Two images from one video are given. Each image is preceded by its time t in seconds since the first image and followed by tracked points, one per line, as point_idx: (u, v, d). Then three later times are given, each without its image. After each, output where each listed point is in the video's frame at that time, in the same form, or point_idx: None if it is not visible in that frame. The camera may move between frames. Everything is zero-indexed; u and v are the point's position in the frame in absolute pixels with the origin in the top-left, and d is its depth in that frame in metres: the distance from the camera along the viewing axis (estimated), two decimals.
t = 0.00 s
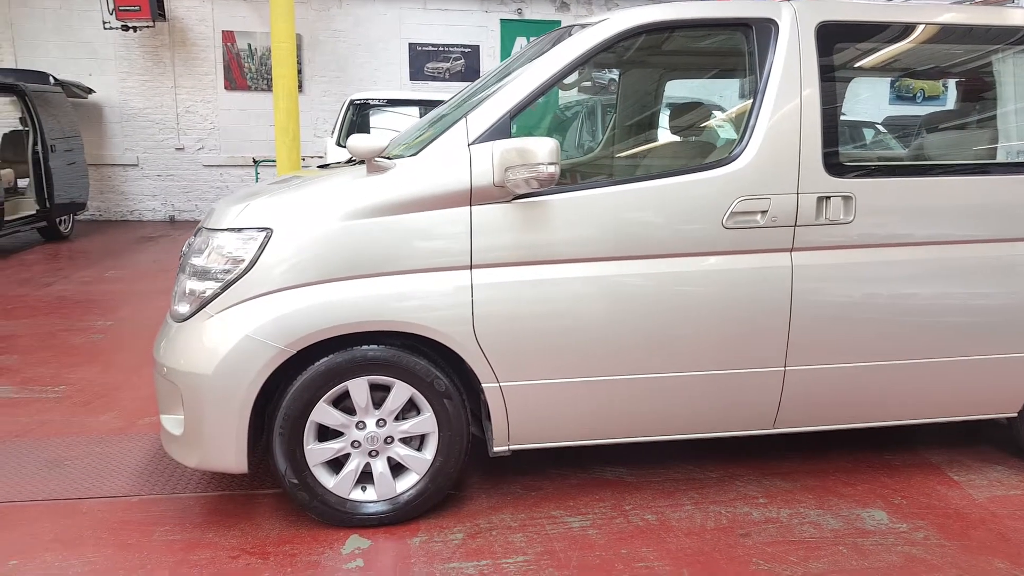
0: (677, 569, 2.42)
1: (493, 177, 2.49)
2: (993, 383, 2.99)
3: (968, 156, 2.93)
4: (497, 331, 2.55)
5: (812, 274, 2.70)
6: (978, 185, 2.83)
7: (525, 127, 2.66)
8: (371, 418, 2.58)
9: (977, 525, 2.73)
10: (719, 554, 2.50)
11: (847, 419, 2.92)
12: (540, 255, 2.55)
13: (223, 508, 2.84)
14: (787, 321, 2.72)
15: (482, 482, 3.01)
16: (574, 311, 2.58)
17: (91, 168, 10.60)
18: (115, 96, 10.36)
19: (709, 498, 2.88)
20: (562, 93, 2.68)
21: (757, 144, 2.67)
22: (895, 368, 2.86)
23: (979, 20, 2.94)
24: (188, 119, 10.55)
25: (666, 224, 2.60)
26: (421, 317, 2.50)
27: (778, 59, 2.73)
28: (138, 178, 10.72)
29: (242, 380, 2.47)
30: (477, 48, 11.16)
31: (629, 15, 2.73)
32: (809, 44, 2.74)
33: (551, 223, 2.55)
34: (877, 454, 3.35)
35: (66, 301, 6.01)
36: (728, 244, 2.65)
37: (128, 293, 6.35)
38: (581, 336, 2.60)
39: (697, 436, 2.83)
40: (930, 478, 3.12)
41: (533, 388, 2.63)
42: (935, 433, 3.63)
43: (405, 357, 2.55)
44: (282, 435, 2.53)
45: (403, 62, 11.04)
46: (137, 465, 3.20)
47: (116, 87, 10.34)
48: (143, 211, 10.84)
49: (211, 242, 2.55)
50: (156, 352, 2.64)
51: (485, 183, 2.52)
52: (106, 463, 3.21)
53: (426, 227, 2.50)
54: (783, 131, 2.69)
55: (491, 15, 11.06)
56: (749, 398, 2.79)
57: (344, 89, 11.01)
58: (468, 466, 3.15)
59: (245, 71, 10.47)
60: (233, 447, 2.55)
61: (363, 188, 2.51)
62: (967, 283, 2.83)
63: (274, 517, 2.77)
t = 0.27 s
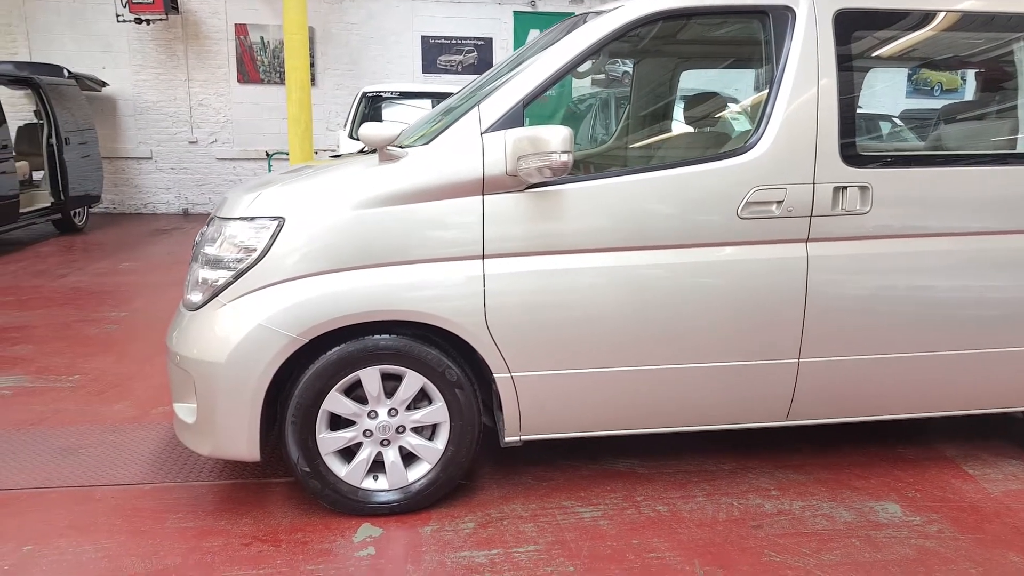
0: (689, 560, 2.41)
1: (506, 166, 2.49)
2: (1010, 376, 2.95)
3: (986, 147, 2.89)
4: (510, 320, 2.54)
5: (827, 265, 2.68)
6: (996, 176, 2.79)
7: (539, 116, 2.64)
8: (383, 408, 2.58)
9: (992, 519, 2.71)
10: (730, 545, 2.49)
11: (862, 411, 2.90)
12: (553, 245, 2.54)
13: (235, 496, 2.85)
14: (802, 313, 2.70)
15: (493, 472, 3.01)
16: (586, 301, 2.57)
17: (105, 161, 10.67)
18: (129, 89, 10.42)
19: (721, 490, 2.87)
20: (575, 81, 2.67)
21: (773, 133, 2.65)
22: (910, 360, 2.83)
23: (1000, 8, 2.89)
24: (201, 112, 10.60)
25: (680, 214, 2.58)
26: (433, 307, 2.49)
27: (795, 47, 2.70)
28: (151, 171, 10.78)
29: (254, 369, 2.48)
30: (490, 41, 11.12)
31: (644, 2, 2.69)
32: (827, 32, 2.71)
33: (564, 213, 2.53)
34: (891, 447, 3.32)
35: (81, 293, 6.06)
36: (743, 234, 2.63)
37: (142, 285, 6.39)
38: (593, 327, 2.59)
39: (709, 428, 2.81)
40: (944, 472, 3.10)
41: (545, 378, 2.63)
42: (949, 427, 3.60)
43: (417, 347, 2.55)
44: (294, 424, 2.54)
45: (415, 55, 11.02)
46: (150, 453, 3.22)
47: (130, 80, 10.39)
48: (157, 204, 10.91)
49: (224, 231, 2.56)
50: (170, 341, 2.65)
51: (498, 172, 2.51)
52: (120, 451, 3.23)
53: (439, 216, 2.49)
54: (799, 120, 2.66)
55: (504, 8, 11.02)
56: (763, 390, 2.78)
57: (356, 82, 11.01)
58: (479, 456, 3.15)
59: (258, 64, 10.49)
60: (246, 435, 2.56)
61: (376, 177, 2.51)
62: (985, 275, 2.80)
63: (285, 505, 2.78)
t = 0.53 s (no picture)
0: (695, 553, 2.40)
1: (515, 156, 2.47)
2: (1020, 372, 2.93)
3: (998, 142, 2.86)
4: (517, 312, 2.54)
5: (837, 260, 2.66)
6: (1009, 171, 2.76)
7: (547, 107, 2.63)
8: (389, 398, 2.58)
9: (1000, 516, 2.69)
10: (736, 539, 2.49)
11: (870, 407, 2.88)
12: (561, 236, 2.53)
13: (241, 485, 2.86)
14: (810, 307, 2.68)
15: (499, 464, 3.01)
16: (593, 293, 2.56)
17: (115, 151, 10.69)
18: (139, 79, 10.43)
19: (727, 484, 2.86)
20: (585, 72, 2.66)
21: (783, 127, 2.63)
22: (920, 355, 2.81)
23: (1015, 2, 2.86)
24: (210, 103, 10.61)
25: (689, 207, 2.57)
26: (440, 297, 2.49)
27: (807, 39, 2.67)
28: (161, 162, 10.80)
29: (261, 358, 2.48)
30: (500, 33, 11.09)
31: None
32: (839, 25, 2.68)
33: (572, 204, 2.52)
34: (898, 443, 3.31)
35: (89, 282, 6.08)
36: (752, 227, 2.61)
37: (150, 275, 6.41)
38: (600, 319, 2.58)
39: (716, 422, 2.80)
40: (952, 468, 3.08)
41: (552, 370, 2.62)
42: (957, 423, 3.58)
43: (424, 337, 2.54)
44: (301, 413, 2.54)
45: (425, 47, 10.99)
46: (157, 442, 3.23)
47: (140, 70, 10.41)
48: (165, 194, 10.94)
49: (232, 220, 2.56)
50: (177, 330, 2.65)
51: (506, 162, 2.50)
52: (127, 440, 3.24)
53: (447, 207, 2.49)
54: (809, 114, 2.64)
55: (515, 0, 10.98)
56: (770, 385, 2.76)
57: (366, 74, 11.00)
58: (485, 447, 3.15)
59: (268, 55, 10.49)
60: (252, 424, 2.57)
61: (384, 167, 2.50)
62: (995, 270, 2.77)
63: (291, 495, 2.79)
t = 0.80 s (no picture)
0: (700, 553, 2.40)
1: (520, 155, 2.48)
2: None
3: (1004, 141, 2.85)
4: (522, 311, 2.53)
5: (842, 260, 2.66)
6: (1015, 170, 2.76)
7: (553, 105, 2.63)
8: (394, 397, 2.58)
9: (1006, 516, 2.68)
10: (741, 539, 2.48)
11: (875, 407, 2.88)
12: (566, 235, 2.53)
13: (246, 484, 2.86)
14: (816, 307, 2.68)
15: (504, 463, 3.01)
16: (599, 292, 2.56)
17: (120, 149, 10.70)
18: (144, 77, 10.44)
19: (732, 484, 2.86)
20: (591, 71, 2.66)
21: (789, 126, 2.62)
22: (925, 355, 2.81)
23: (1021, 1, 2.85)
24: (215, 101, 10.62)
25: (695, 205, 2.56)
26: (445, 296, 2.49)
27: (813, 38, 2.66)
28: (166, 160, 10.81)
29: (267, 356, 2.48)
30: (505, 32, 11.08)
31: None
32: (845, 24, 2.68)
33: (578, 203, 2.52)
34: (903, 443, 3.30)
35: (94, 280, 6.09)
36: (758, 226, 2.61)
37: (155, 273, 6.42)
38: (606, 318, 2.58)
39: (721, 421, 2.80)
40: (957, 468, 3.07)
41: (558, 369, 2.62)
42: (962, 423, 3.57)
43: (429, 336, 2.54)
44: (306, 412, 2.54)
45: (429, 46, 10.99)
46: (161, 440, 3.24)
47: (145, 68, 10.42)
48: (170, 193, 10.95)
49: (237, 218, 2.56)
50: (183, 328, 2.65)
51: (512, 161, 2.50)
52: (132, 438, 3.25)
53: (453, 206, 2.49)
54: (815, 113, 2.64)
55: None
56: (775, 384, 2.76)
57: (370, 72, 11.00)
58: (490, 446, 3.15)
59: (273, 53, 10.49)
60: (257, 422, 2.57)
61: (390, 165, 2.50)
62: (1002, 270, 2.77)
63: (295, 493, 2.79)
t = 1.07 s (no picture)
0: (700, 551, 2.41)
1: (521, 154, 2.49)
2: None
3: (1004, 141, 2.85)
4: (524, 311, 2.54)
5: (842, 259, 2.66)
6: (1016, 170, 2.76)
7: (554, 104, 2.63)
8: (395, 396, 2.59)
9: (1005, 515, 2.69)
10: (741, 538, 2.49)
11: (875, 406, 2.88)
12: (567, 235, 2.53)
13: (246, 483, 2.87)
14: (816, 306, 2.68)
15: (504, 462, 3.01)
16: (599, 292, 2.56)
17: (121, 148, 10.70)
18: (145, 75, 10.44)
19: (732, 482, 2.86)
20: (592, 70, 2.66)
21: (789, 125, 2.62)
22: (925, 354, 2.81)
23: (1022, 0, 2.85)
24: (216, 100, 10.61)
25: (696, 205, 2.57)
26: (447, 296, 2.49)
27: (813, 37, 2.67)
28: (166, 158, 10.81)
29: (268, 356, 2.49)
30: (506, 30, 11.09)
31: None
32: (846, 23, 2.68)
33: (579, 202, 2.53)
34: (903, 441, 3.31)
35: (94, 279, 6.09)
36: (758, 226, 2.61)
37: (155, 272, 6.42)
38: (607, 317, 2.58)
39: (721, 420, 2.80)
40: (957, 466, 3.08)
41: (559, 369, 2.62)
42: (961, 422, 3.57)
43: (430, 336, 2.55)
44: (306, 412, 2.55)
45: (430, 44, 10.99)
46: (162, 439, 3.25)
47: (146, 66, 10.42)
48: (171, 191, 10.95)
49: (238, 217, 2.56)
50: (183, 327, 2.66)
51: (513, 160, 2.50)
52: (134, 437, 3.25)
53: (454, 205, 2.49)
54: (816, 113, 2.64)
55: None
56: (775, 383, 2.76)
57: (371, 71, 11.00)
58: (490, 446, 3.15)
59: (275, 51, 10.48)
60: (258, 421, 2.57)
61: (391, 165, 2.51)
62: (1002, 269, 2.77)
63: (296, 493, 2.80)
